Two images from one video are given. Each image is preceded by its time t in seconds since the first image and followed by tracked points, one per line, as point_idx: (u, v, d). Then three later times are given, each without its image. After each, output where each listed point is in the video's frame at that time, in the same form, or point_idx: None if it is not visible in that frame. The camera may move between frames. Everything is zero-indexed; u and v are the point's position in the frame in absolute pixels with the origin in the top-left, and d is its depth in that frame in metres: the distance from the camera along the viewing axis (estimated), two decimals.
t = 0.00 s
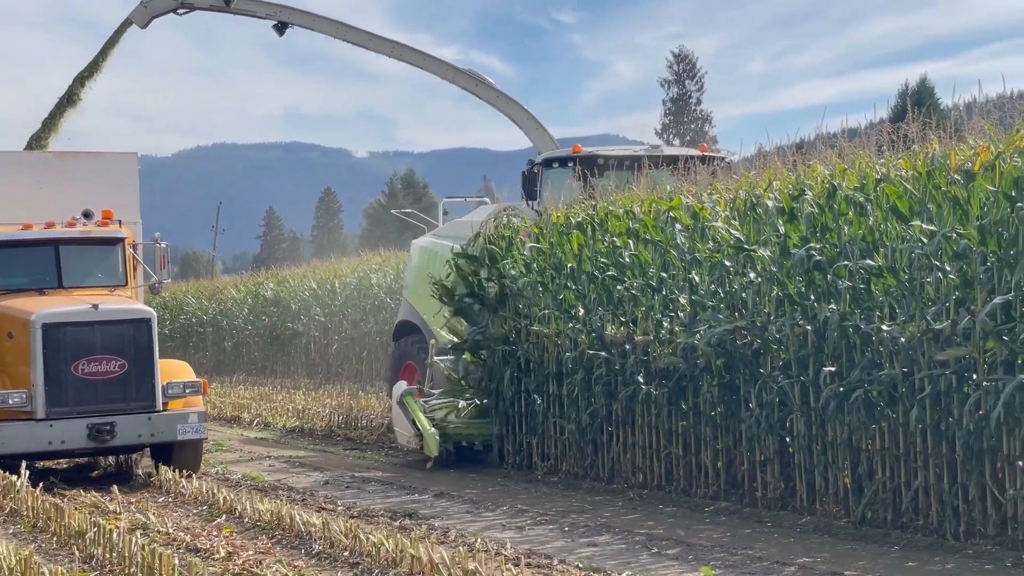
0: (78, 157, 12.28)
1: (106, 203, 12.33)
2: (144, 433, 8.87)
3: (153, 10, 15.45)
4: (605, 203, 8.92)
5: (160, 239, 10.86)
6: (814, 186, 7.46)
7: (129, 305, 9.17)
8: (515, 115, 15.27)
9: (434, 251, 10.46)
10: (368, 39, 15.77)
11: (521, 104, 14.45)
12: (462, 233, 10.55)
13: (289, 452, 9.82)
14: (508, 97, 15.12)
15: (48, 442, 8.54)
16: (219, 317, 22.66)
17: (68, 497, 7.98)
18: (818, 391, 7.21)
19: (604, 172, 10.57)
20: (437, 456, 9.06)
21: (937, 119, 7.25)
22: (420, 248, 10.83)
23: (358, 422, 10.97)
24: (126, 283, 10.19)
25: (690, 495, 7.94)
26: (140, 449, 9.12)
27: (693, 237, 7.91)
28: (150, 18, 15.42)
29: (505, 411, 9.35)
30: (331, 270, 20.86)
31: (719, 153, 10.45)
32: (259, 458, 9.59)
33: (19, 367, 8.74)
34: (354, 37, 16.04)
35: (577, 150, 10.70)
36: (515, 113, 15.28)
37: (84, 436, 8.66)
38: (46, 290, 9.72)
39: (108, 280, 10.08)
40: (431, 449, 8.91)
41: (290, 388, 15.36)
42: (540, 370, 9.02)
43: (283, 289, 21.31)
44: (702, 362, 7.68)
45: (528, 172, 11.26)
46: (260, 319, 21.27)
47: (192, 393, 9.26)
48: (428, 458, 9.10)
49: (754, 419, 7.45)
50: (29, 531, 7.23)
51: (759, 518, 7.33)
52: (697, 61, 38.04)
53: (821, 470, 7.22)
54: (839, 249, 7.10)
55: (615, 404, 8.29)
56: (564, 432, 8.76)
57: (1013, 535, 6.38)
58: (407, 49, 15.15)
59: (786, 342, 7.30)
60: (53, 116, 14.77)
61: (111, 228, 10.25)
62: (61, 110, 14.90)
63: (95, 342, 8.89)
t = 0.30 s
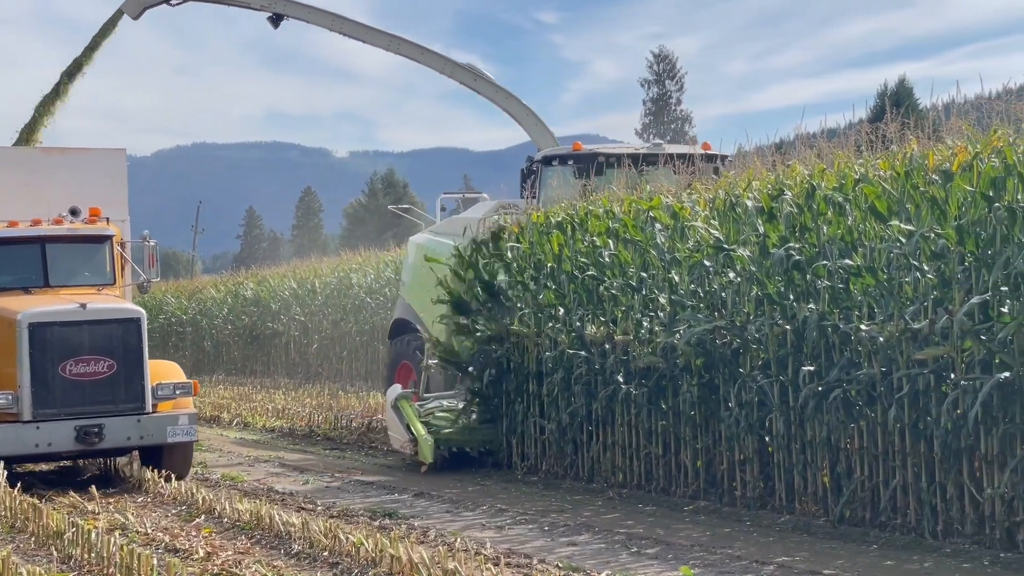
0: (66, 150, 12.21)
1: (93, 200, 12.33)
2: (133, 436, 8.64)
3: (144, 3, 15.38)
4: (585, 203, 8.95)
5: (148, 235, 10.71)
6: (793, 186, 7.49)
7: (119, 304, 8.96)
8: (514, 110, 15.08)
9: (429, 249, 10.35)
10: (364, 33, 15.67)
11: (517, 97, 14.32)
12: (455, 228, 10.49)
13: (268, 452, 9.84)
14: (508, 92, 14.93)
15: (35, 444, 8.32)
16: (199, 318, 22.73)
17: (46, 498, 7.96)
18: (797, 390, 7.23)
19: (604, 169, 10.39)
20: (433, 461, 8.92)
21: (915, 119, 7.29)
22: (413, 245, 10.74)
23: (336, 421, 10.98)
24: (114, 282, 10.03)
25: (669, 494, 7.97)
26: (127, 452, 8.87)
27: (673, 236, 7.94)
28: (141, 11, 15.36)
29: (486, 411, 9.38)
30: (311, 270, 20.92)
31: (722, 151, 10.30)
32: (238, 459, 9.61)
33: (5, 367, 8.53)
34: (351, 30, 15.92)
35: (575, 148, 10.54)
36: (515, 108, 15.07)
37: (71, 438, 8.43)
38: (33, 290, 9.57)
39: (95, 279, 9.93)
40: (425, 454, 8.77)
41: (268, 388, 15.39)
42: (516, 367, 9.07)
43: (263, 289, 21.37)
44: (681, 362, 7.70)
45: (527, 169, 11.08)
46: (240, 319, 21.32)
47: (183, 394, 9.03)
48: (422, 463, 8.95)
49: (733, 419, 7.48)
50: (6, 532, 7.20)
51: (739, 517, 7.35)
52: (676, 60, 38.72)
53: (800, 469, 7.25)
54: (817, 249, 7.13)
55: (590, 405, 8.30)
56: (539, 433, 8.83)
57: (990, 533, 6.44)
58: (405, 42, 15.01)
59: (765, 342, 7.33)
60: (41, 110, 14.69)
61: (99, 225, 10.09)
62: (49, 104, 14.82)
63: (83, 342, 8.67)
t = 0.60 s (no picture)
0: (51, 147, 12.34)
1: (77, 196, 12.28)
2: (122, 437, 8.50)
3: None
4: (564, 201, 8.99)
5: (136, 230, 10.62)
6: (771, 185, 7.51)
7: (107, 302, 8.86)
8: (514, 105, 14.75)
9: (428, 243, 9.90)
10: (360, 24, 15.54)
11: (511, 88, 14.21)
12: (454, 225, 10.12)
13: (245, 451, 9.84)
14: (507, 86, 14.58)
15: (21, 446, 8.20)
16: (176, 317, 22.82)
17: (22, 498, 7.93)
18: (774, 388, 7.26)
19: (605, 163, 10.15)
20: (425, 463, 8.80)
21: (892, 118, 7.33)
22: (410, 240, 10.34)
23: (313, 420, 10.98)
24: (100, 280, 9.94)
25: (647, 492, 7.99)
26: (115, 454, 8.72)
27: (651, 235, 7.98)
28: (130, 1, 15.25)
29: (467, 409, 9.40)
30: (291, 269, 20.91)
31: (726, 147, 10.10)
32: (215, 458, 9.60)
33: None
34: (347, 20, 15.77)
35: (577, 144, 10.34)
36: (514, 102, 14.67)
37: (58, 439, 8.30)
38: (18, 287, 9.47)
39: (81, 276, 9.84)
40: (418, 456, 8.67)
41: (245, 387, 15.42)
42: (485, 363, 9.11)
43: (241, 288, 21.43)
44: (659, 360, 7.73)
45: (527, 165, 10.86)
46: (217, 318, 21.38)
47: (173, 395, 8.89)
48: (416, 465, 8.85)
49: (711, 417, 7.50)
50: None
51: (717, 515, 7.38)
52: (653, 61, 40.09)
53: (777, 467, 7.29)
54: (794, 248, 7.17)
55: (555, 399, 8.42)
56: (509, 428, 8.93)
57: (966, 530, 6.49)
58: (403, 34, 14.74)
59: (743, 340, 7.36)
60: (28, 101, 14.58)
61: (86, 221, 9.97)
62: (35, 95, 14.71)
63: (69, 341, 8.57)
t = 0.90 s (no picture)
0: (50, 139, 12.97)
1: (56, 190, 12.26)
2: (109, 437, 8.27)
3: None
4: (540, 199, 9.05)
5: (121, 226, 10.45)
6: (747, 182, 7.55)
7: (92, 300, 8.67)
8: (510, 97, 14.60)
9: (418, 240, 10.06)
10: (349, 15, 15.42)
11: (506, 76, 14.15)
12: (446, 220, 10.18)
13: (220, 448, 9.85)
14: (503, 77, 14.42)
15: (4, 447, 7.96)
16: (151, 314, 22.91)
17: None
18: (750, 385, 7.29)
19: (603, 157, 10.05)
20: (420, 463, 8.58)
21: (867, 117, 7.37)
22: (404, 237, 10.45)
23: (289, 417, 11.00)
24: (84, 276, 9.89)
25: (625, 489, 8.01)
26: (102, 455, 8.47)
27: (627, 232, 8.02)
28: None
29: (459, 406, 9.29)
30: (266, 266, 20.98)
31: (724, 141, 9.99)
32: (189, 455, 9.61)
33: None
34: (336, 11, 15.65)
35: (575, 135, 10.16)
36: (508, 94, 14.52)
37: (43, 440, 8.07)
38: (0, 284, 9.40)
39: (64, 272, 9.76)
40: (414, 456, 8.46)
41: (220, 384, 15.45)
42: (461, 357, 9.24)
43: (217, 285, 21.51)
44: (636, 358, 7.75)
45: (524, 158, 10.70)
46: (193, 315, 21.53)
47: (160, 395, 8.61)
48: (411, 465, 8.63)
49: (687, 414, 7.53)
50: None
51: (693, 511, 7.39)
52: (629, 58, 40.16)
53: (753, 464, 7.32)
54: (770, 245, 7.20)
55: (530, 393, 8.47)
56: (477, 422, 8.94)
57: (941, 526, 6.53)
58: (396, 25, 14.63)
59: (719, 337, 7.38)
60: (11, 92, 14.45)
61: (69, 217, 9.91)
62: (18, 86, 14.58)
63: (54, 340, 8.38)
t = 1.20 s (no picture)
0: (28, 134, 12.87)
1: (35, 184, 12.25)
2: (94, 438, 8.05)
3: None
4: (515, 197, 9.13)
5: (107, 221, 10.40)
6: (721, 179, 7.59)
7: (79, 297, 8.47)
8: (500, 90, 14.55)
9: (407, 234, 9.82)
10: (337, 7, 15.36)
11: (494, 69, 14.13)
12: (437, 218, 10.01)
13: (194, 445, 9.87)
14: (494, 69, 14.37)
15: None
16: (125, 311, 23.01)
17: None
18: (724, 382, 7.32)
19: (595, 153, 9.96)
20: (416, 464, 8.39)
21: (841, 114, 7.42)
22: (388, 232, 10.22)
23: (263, 414, 11.04)
24: (68, 272, 9.74)
25: (599, 487, 8.04)
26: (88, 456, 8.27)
27: (601, 230, 8.07)
28: None
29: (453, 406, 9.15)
30: (241, 264, 21.12)
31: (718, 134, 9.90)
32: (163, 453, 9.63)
33: None
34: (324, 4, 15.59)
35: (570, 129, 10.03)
36: (498, 85, 14.47)
37: (26, 441, 7.86)
38: None
39: (47, 268, 9.63)
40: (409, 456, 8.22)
41: (195, 382, 15.49)
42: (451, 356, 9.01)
43: (192, 283, 21.61)
44: (610, 355, 7.79)
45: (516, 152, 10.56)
46: (168, 313, 21.68)
47: (147, 394, 8.39)
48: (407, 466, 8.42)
49: (662, 411, 7.56)
50: None
51: (667, 508, 7.42)
52: (605, 56, 40.29)
53: (727, 461, 7.35)
54: (744, 242, 7.23)
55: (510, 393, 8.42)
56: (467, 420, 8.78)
57: (913, 522, 6.57)
58: (387, 17, 14.59)
59: (693, 334, 7.40)
60: None
61: (53, 211, 9.79)
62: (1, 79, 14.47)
63: (38, 338, 8.17)
